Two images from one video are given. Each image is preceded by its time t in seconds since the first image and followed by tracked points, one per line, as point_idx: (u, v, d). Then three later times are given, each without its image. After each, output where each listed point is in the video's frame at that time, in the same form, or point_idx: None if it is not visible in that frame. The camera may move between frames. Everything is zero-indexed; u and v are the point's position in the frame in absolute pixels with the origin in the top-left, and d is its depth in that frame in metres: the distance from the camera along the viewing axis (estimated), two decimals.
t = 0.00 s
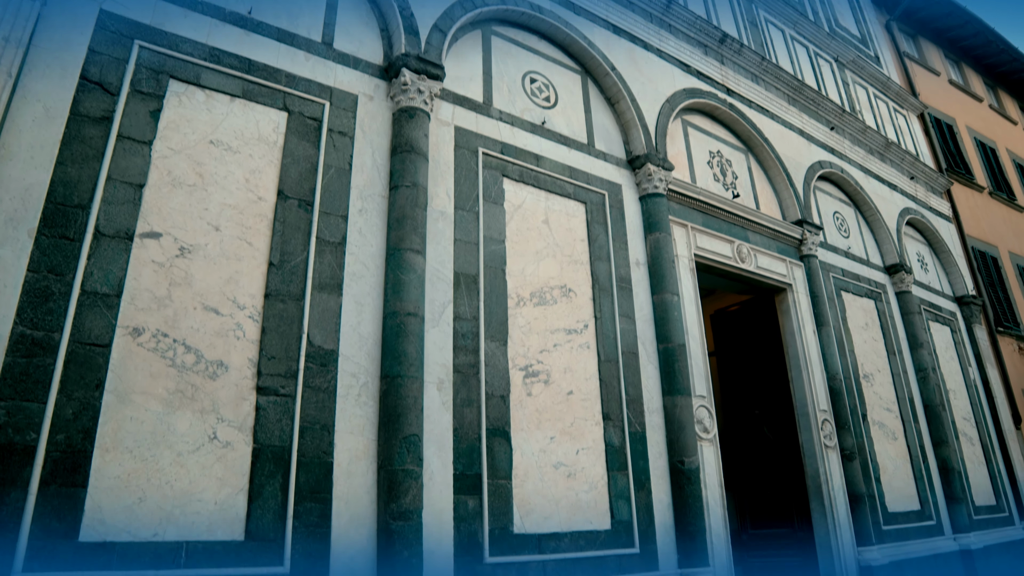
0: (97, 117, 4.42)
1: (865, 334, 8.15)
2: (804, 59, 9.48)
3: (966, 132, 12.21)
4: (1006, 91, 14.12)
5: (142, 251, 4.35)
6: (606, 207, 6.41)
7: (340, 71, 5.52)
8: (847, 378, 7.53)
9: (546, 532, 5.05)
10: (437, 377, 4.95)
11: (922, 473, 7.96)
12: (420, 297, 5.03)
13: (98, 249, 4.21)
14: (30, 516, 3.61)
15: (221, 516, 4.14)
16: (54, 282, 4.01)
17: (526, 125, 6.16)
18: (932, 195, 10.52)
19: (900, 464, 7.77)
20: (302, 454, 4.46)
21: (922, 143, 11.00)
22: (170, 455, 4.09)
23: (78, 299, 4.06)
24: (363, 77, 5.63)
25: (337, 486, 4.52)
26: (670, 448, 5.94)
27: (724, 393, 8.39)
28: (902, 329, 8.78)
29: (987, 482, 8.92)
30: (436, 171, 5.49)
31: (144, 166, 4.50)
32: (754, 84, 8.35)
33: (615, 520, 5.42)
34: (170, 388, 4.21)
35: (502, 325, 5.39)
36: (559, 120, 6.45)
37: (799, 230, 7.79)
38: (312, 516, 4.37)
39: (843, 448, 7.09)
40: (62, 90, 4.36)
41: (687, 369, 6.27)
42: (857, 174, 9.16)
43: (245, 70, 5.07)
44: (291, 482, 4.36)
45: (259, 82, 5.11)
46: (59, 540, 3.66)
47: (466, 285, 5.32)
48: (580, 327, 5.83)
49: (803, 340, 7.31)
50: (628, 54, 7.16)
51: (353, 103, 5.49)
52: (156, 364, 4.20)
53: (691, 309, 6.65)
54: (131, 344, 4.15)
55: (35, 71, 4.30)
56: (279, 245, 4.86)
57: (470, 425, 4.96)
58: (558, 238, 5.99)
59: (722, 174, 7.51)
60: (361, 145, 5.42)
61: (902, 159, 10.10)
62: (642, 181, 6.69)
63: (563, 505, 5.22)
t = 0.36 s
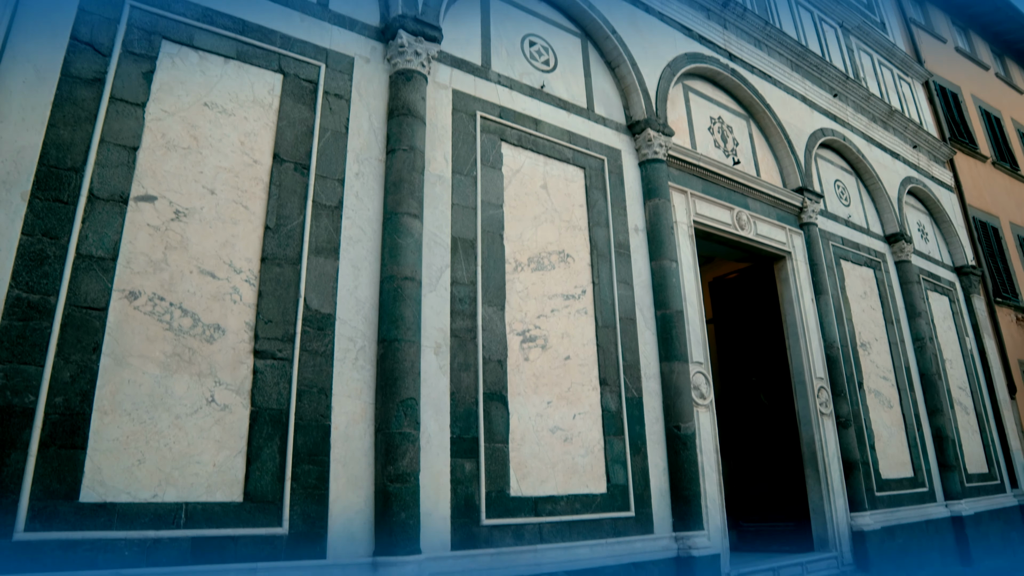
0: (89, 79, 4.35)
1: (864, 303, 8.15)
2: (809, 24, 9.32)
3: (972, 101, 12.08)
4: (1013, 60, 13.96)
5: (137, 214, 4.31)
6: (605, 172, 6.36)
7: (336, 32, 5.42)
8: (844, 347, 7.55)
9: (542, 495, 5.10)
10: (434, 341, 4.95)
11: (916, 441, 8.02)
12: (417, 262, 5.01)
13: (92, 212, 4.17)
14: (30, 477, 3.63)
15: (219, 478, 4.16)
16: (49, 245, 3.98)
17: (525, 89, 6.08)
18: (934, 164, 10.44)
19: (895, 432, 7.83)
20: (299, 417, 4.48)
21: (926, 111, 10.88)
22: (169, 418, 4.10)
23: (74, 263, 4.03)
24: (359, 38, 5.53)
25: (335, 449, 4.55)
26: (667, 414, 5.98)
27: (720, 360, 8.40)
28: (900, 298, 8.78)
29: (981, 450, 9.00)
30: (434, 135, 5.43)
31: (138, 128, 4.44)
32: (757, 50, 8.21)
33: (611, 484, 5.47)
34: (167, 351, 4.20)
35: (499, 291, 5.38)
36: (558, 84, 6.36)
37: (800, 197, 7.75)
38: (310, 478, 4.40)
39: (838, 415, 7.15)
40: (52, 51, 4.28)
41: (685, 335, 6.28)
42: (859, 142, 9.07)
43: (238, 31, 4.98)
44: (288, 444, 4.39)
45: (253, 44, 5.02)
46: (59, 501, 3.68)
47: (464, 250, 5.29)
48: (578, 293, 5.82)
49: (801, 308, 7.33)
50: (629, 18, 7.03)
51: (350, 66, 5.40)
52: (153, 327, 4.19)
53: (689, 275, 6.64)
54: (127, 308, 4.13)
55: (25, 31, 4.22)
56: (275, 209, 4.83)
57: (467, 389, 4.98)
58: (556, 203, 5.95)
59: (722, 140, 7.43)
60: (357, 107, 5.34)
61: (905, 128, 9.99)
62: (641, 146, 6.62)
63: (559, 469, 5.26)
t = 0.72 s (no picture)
0: (77, 37, 4.25)
1: (860, 271, 8.14)
2: None
3: (976, 68, 11.94)
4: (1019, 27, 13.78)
5: (129, 175, 4.25)
6: (603, 136, 6.29)
7: None
8: (840, 313, 7.57)
9: (536, 458, 5.13)
10: (429, 304, 4.93)
11: (908, 408, 8.08)
12: (412, 225, 4.97)
13: (83, 173, 4.11)
14: (27, 437, 3.64)
15: (214, 439, 4.17)
16: (39, 206, 3.94)
17: (522, 50, 5.97)
18: (935, 132, 10.35)
19: (888, 399, 7.88)
20: (294, 378, 4.48)
21: (929, 78, 10.75)
22: (164, 379, 4.10)
23: (65, 224, 3.99)
24: None
25: (330, 410, 4.56)
26: (662, 378, 6.00)
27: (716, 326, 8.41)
28: (897, 267, 8.78)
29: (972, 418, 9.08)
30: (430, 96, 5.34)
31: (127, 88, 4.36)
32: (760, 13, 8.06)
33: (605, 447, 5.51)
34: (161, 312, 4.18)
35: (495, 254, 5.35)
36: (556, 45, 6.25)
37: (799, 163, 7.69)
38: (305, 439, 4.42)
39: (832, 381, 7.20)
40: (38, 8, 4.18)
41: (681, 300, 6.28)
42: (859, 109, 8.97)
43: None
44: (283, 405, 4.40)
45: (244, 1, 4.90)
46: (56, 461, 3.69)
47: (459, 213, 5.25)
48: (574, 257, 5.79)
49: (798, 274, 7.35)
50: None
51: (344, 24, 5.29)
52: (146, 288, 4.16)
53: (686, 240, 6.62)
54: (120, 269, 4.10)
55: None
56: (269, 170, 4.76)
57: (462, 353, 4.98)
58: (553, 167, 5.89)
59: (722, 105, 7.34)
60: (351, 67, 5.25)
61: (907, 95, 9.88)
62: (640, 110, 6.54)
63: (553, 432, 5.29)
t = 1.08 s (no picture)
0: None
1: (854, 238, 8.14)
2: None
3: (977, 36, 11.80)
4: None
5: (115, 133, 4.17)
6: (598, 98, 6.20)
7: None
8: (832, 280, 7.59)
9: (527, 419, 5.16)
10: (421, 265, 4.91)
11: (897, 375, 8.15)
12: (404, 185, 4.92)
13: (68, 130, 4.03)
14: (17, 396, 3.62)
15: (205, 399, 4.16)
16: (24, 164, 3.87)
17: (516, 8, 5.84)
18: (934, 99, 10.25)
19: (878, 366, 7.94)
20: (285, 339, 4.47)
21: (930, 45, 10.62)
22: (154, 339, 4.08)
23: (51, 182, 3.92)
24: None
25: (321, 371, 4.55)
26: (653, 342, 6.01)
27: (708, 291, 8.42)
28: (891, 235, 8.77)
29: (960, 385, 9.17)
30: (422, 54, 5.23)
31: (112, 43, 4.24)
32: None
33: (596, 410, 5.54)
34: (150, 273, 4.13)
35: (487, 216, 5.30)
36: (551, 4, 6.11)
37: (795, 129, 7.62)
38: (296, 399, 4.42)
39: (823, 347, 7.24)
40: None
41: (673, 265, 6.27)
42: (858, 74, 8.86)
43: None
44: (274, 365, 4.39)
45: None
46: (46, 420, 3.68)
47: (452, 174, 5.19)
48: (567, 220, 5.75)
49: (791, 240, 7.34)
50: None
51: None
52: (134, 248, 4.10)
53: (680, 204, 6.58)
54: (108, 229, 4.04)
55: None
56: (258, 129, 4.68)
57: (453, 315, 4.97)
58: (547, 129, 5.82)
59: (719, 68, 7.24)
60: (342, 23, 5.12)
61: (907, 61, 9.75)
62: (636, 72, 6.44)
63: (544, 394, 5.31)
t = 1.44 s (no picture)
0: None
1: (845, 205, 8.13)
2: None
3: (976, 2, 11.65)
4: None
5: (96, 90, 4.07)
6: (590, 59, 6.10)
7: None
8: (822, 247, 7.60)
9: (515, 381, 5.18)
10: (409, 227, 4.86)
11: (883, 342, 8.23)
12: (392, 145, 4.84)
13: (47, 86, 3.93)
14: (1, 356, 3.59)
15: (192, 359, 4.14)
16: (2, 121, 3.77)
17: None
18: (930, 66, 10.16)
19: (865, 333, 8.00)
20: (272, 300, 4.44)
21: (928, 10, 10.47)
22: (139, 299, 4.03)
23: (30, 140, 3.84)
24: None
25: (309, 332, 4.53)
26: (642, 306, 6.02)
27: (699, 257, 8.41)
28: (882, 202, 8.77)
29: (945, 353, 9.27)
30: (411, 11, 5.11)
31: None
32: None
33: (584, 372, 5.57)
34: (134, 232, 4.07)
35: (477, 177, 5.25)
36: None
37: (789, 94, 7.55)
38: (284, 360, 4.41)
39: (811, 313, 7.28)
40: None
41: (664, 229, 6.25)
42: (854, 39, 8.75)
43: None
44: (261, 326, 4.36)
45: None
46: (32, 380, 3.66)
47: (441, 134, 5.11)
48: (557, 182, 5.70)
49: (782, 206, 7.32)
50: None
51: None
52: (118, 207, 4.04)
53: (671, 168, 6.54)
54: (90, 187, 3.97)
55: None
56: (243, 86, 4.57)
57: (442, 277, 4.94)
58: (538, 90, 5.73)
59: (713, 30, 7.12)
60: None
61: (904, 27, 9.62)
62: (629, 33, 6.33)
63: (533, 356, 5.32)
